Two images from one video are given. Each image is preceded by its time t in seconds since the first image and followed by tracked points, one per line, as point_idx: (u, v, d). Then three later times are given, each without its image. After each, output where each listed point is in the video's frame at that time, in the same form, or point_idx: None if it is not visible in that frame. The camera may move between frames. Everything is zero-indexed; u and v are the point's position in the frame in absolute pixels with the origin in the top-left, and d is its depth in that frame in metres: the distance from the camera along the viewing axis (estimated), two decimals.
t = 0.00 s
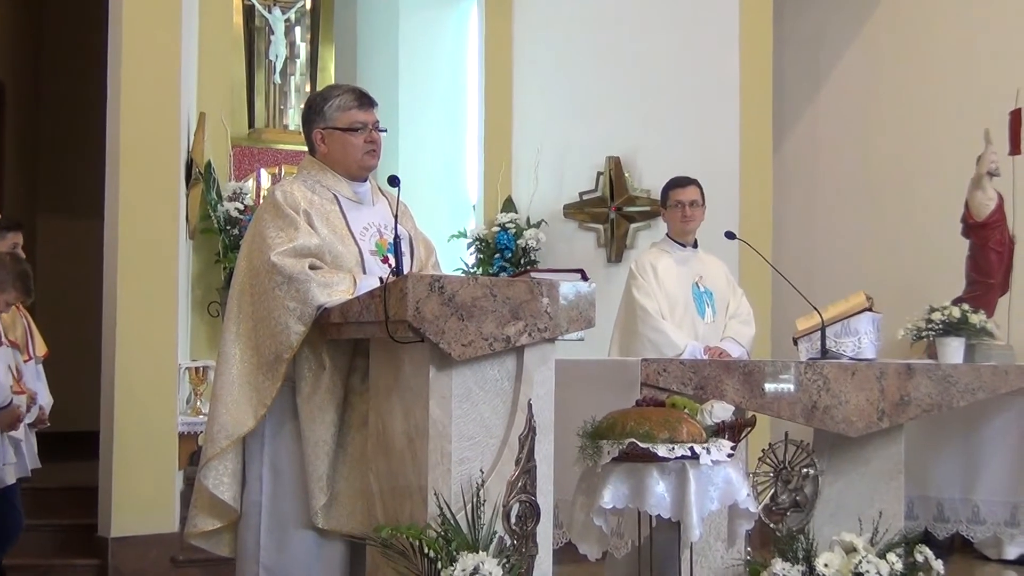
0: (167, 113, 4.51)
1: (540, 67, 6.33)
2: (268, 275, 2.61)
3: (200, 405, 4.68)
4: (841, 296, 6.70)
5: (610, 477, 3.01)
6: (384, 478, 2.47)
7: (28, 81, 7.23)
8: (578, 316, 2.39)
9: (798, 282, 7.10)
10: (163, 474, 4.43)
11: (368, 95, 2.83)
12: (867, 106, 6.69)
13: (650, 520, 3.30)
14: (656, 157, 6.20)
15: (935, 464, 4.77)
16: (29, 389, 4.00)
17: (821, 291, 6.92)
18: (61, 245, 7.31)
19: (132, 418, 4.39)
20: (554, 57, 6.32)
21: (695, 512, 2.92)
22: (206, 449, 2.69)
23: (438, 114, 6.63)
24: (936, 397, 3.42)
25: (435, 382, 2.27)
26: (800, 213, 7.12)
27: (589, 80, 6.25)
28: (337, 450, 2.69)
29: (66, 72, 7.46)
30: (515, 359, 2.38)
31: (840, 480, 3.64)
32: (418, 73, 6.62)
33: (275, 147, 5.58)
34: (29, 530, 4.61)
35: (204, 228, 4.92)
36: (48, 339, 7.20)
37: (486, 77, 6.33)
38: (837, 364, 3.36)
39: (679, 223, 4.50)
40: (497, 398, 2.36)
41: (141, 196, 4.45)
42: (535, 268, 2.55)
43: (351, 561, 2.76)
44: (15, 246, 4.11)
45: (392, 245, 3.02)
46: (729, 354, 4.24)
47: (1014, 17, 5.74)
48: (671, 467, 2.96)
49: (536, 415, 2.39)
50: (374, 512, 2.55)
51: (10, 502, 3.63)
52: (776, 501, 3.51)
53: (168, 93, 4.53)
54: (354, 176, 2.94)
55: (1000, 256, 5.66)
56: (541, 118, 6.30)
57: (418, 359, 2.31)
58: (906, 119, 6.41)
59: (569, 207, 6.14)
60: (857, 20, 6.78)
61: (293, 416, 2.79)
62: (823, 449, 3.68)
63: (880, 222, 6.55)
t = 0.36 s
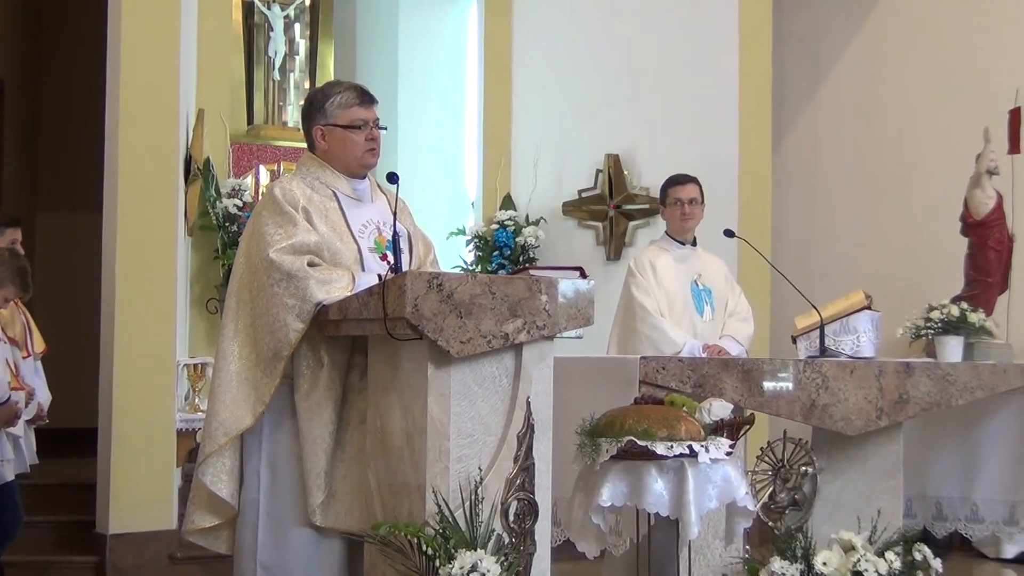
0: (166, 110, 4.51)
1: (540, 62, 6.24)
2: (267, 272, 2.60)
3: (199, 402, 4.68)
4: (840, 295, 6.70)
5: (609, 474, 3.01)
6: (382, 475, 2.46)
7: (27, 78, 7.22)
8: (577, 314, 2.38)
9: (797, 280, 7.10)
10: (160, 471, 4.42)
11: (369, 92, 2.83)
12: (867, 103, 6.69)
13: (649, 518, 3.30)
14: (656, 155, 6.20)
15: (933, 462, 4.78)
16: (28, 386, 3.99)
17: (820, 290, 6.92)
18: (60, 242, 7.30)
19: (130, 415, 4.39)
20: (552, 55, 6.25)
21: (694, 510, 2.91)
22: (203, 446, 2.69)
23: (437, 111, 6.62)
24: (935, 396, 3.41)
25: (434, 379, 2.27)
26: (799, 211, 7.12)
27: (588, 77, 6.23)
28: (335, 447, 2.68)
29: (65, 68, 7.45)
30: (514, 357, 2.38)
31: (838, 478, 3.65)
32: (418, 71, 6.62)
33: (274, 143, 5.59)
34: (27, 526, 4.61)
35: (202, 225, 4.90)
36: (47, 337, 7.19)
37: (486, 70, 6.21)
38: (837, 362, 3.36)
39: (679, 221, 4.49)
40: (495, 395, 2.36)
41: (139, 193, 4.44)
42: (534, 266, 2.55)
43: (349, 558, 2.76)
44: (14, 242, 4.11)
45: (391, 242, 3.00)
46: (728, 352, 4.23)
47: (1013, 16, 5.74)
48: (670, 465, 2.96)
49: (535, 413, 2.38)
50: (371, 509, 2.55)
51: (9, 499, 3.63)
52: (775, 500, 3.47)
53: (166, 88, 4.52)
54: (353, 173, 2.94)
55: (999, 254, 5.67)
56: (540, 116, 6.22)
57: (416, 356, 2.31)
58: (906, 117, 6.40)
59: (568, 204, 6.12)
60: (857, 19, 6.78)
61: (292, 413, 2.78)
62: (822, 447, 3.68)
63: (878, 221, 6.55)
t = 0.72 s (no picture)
0: (168, 108, 4.51)
1: (542, 60, 6.23)
2: (269, 271, 2.60)
3: (201, 401, 4.68)
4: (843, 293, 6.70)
5: (612, 473, 3.01)
6: (385, 474, 2.46)
7: (28, 76, 7.21)
8: (579, 312, 2.38)
9: (799, 278, 7.11)
10: (162, 470, 4.43)
11: (373, 91, 2.83)
12: (869, 101, 6.68)
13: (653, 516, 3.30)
14: (658, 153, 6.20)
15: (936, 459, 4.78)
16: (30, 385, 4.00)
17: (822, 288, 6.92)
18: (62, 241, 7.30)
19: (132, 414, 4.39)
20: (556, 51, 6.24)
21: (697, 509, 2.91)
22: (206, 445, 2.69)
23: (439, 109, 6.62)
24: (939, 394, 3.40)
25: (437, 378, 2.27)
26: (800, 209, 7.12)
27: (590, 75, 6.23)
28: (337, 446, 2.68)
29: (65, 67, 7.45)
30: (516, 355, 2.37)
31: (841, 476, 3.64)
32: (420, 69, 6.61)
33: (275, 141, 5.58)
34: (30, 525, 4.61)
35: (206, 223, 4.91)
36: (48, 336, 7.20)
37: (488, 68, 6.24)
38: (839, 360, 3.35)
39: (681, 219, 4.49)
40: (497, 393, 2.36)
41: (142, 192, 4.45)
42: (537, 264, 2.54)
43: (352, 557, 2.76)
44: (16, 241, 4.11)
45: (393, 241, 3.00)
46: (731, 350, 4.23)
47: (1014, 12, 5.74)
48: (672, 464, 2.97)
49: (537, 411, 2.38)
50: (374, 508, 2.55)
51: (12, 498, 3.63)
52: (778, 498, 3.60)
53: (168, 86, 4.52)
54: (355, 172, 2.93)
55: (1002, 253, 5.66)
56: (542, 114, 6.21)
57: (419, 355, 2.31)
58: (908, 114, 6.40)
59: (570, 202, 6.11)
60: (859, 16, 6.78)
61: (294, 412, 2.77)
62: (825, 445, 3.67)
63: (880, 218, 6.55)
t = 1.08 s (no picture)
0: (159, 113, 4.52)
1: (533, 60, 6.21)
2: (261, 275, 2.60)
3: (196, 405, 4.69)
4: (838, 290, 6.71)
5: (606, 473, 3.01)
6: (378, 476, 2.46)
7: (20, 81, 7.21)
8: (573, 313, 2.38)
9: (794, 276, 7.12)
10: (158, 476, 4.45)
11: (364, 94, 2.82)
12: (862, 97, 6.69)
13: (647, 517, 3.31)
14: (652, 153, 6.21)
15: (931, 457, 4.65)
16: (23, 392, 4.00)
17: (818, 285, 6.93)
18: (56, 246, 7.31)
19: (128, 420, 4.40)
20: (547, 51, 6.23)
21: (692, 508, 2.92)
22: (200, 450, 2.69)
23: (433, 109, 6.63)
24: (933, 390, 3.40)
25: (429, 379, 2.27)
26: (796, 206, 7.12)
27: (582, 74, 6.22)
28: (331, 449, 2.68)
29: (58, 71, 7.45)
30: (509, 356, 2.37)
31: (837, 473, 3.65)
32: (413, 70, 6.63)
33: (267, 145, 5.57)
34: (26, 531, 4.61)
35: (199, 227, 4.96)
36: (43, 340, 7.19)
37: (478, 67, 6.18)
38: (833, 358, 3.35)
39: (674, 218, 4.49)
40: (491, 395, 2.36)
41: (133, 197, 4.45)
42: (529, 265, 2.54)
43: (347, 560, 2.75)
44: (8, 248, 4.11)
45: (385, 243, 3.00)
46: (724, 348, 4.23)
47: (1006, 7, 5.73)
48: (667, 463, 2.96)
49: (531, 412, 2.38)
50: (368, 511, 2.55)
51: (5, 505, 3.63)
52: (772, 497, 3.47)
53: (159, 91, 4.53)
54: (346, 174, 2.93)
55: (994, 249, 5.60)
56: (533, 114, 6.19)
57: (411, 357, 2.31)
58: (901, 110, 6.39)
59: (564, 203, 6.10)
60: (852, 12, 6.77)
61: (287, 416, 2.76)
62: (820, 442, 3.68)
63: (874, 214, 6.55)
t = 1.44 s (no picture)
0: (158, 104, 4.51)
1: (534, 55, 6.24)
2: (260, 265, 2.59)
3: (194, 396, 4.68)
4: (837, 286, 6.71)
5: (604, 466, 3.00)
6: (376, 468, 2.45)
7: (19, 72, 7.20)
8: (572, 306, 2.38)
9: (794, 272, 7.13)
10: (155, 467, 4.44)
11: (363, 85, 2.81)
12: (863, 92, 6.67)
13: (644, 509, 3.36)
14: (651, 147, 6.20)
15: (931, 453, 4.36)
16: (20, 382, 4.00)
17: (817, 281, 6.94)
18: (55, 237, 7.30)
19: (125, 412, 4.40)
20: (547, 43, 6.25)
21: (690, 502, 2.91)
22: (198, 441, 2.68)
23: (433, 102, 6.62)
24: (932, 385, 3.40)
25: (428, 371, 2.26)
26: (796, 202, 7.13)
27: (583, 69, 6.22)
28: (330, 440, 2.67)
29: (58, 62, 7.44)
30: (508, 348, 2.37)
31: (835, 468, 3.64)
32: (413, 62, 6.63)
33: (266, 136, 5.59)
34: (23, 522, 4.61)
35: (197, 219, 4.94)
36: (42, 332, 7.19)
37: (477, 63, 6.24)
38: (831, 352, 3.35)
39: (673, 212, 4.48)
40: (490, 388, 2.35)
41: (132, 187, 4.44)
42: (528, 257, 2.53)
43: (344, 551, 2.75)
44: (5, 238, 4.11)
45: (384, 235, 2.98)
46: (723, 343, 4.22)
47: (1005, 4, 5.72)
48: (665, 457, 2.95)
49: (529, 405, 2.38)
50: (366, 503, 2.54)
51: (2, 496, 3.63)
52: (771, 490, 3.48)
53: (157, 82, 4.52)
54: (345, 165, 2.92)
55: (994, 244, 5.63)
56: (533, 108, 6.22)
57: (410, 349, 2.29)
58: (902, 106, 6.38)
59: (563, 196, 6.10)
60: (852, 8, 6.77)
61: (285, 407, 2.75)
62: (818, 437, 3.68)
63: (874, 210, 6.54)
